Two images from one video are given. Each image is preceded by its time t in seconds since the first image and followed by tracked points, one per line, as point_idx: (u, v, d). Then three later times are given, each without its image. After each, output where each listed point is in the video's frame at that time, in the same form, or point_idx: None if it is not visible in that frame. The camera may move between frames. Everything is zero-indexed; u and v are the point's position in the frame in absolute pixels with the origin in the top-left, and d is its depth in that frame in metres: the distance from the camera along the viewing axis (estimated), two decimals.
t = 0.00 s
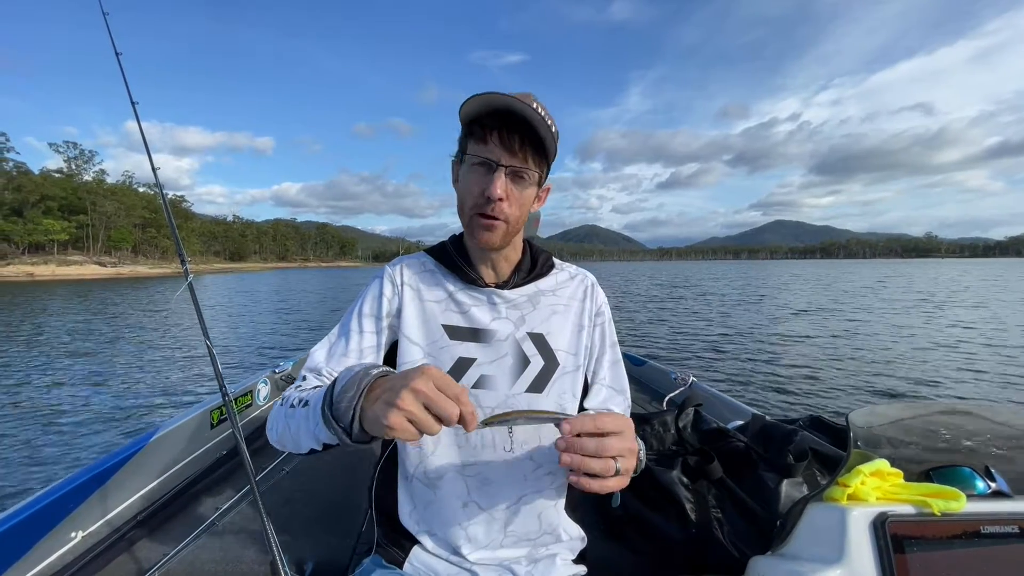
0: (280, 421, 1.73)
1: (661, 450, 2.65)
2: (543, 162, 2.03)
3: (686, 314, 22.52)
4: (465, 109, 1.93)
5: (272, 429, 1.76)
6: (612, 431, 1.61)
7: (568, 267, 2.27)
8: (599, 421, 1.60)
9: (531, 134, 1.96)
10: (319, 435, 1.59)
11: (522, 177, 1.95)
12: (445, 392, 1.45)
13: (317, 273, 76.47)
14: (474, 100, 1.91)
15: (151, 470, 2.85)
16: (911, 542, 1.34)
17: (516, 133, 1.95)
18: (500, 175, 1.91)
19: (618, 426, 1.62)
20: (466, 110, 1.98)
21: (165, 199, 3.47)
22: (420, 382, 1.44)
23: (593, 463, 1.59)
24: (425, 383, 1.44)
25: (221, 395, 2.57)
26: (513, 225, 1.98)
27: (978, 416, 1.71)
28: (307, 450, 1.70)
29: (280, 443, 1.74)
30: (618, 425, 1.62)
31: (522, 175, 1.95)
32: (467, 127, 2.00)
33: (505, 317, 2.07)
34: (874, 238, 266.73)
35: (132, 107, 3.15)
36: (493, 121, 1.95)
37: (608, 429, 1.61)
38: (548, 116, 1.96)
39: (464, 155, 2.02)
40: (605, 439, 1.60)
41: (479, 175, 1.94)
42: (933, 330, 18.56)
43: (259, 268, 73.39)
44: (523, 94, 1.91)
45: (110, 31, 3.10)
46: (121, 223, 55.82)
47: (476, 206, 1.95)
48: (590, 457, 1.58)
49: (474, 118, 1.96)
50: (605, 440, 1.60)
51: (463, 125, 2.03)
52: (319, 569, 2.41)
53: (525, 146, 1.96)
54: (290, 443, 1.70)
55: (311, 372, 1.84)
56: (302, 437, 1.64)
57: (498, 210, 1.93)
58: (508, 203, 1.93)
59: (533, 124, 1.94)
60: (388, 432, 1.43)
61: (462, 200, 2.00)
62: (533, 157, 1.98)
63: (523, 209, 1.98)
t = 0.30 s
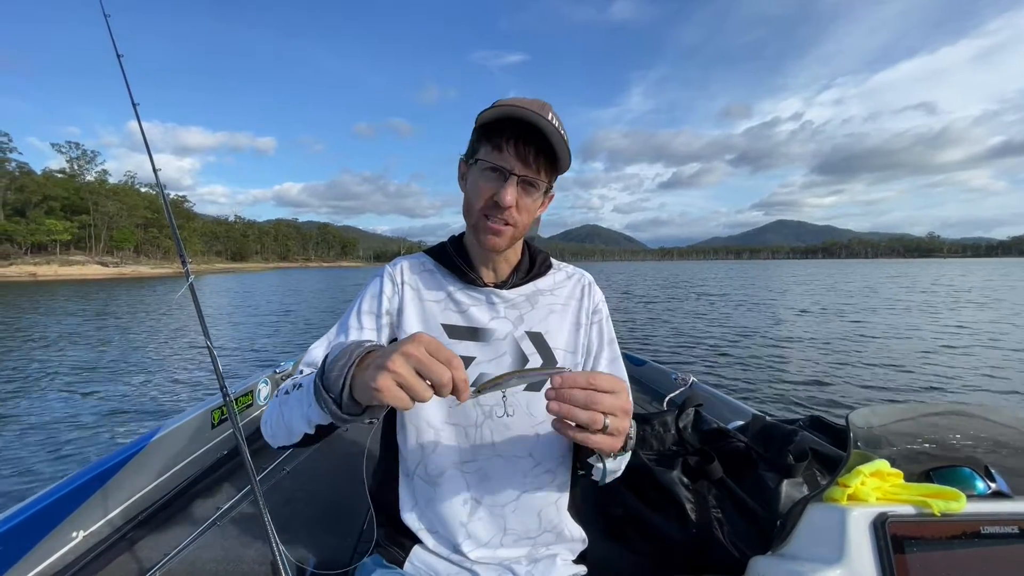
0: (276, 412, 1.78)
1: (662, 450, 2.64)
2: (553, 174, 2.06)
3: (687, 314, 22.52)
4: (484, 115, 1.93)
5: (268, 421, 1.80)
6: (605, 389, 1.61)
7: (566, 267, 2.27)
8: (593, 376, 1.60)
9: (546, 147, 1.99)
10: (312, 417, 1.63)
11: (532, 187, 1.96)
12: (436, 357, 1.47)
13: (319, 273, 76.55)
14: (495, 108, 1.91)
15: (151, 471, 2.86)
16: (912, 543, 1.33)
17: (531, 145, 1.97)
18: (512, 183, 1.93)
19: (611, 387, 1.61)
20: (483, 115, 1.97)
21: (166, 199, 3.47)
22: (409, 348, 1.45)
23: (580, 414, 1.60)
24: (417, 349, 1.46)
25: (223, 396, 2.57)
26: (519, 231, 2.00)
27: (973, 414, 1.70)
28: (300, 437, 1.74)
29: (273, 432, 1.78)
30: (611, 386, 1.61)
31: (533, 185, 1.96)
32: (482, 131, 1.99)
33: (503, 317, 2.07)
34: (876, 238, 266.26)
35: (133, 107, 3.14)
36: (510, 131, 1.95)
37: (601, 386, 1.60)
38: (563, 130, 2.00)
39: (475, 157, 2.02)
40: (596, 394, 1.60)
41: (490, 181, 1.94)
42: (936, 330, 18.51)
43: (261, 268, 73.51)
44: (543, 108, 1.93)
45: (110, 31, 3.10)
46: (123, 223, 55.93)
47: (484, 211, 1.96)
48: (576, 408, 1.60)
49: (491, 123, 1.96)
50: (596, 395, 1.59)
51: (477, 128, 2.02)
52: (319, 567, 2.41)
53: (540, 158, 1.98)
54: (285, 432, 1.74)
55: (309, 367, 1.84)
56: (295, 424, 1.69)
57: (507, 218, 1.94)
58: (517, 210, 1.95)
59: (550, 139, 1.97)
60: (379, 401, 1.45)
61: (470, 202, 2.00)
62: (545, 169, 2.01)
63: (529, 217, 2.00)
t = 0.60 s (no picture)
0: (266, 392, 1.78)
1: (661, 450, 2.64)
2: (554, 172, 2.06)
3: (688, 314, 22.52)
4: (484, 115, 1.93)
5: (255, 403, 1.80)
6: (614, 377, 1.61)
7: (569, 269, 2.28)
8: (603, 363, 1.60)
9: (547, 145, 2.00)
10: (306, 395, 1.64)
11: (535, 185, 1.97)
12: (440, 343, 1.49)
13: (320, 273, 76.63)
14: (495, 108, 1.91)
15: (151, 471, 2.87)
16: (910, 543, 1.34)
17: (532, 143, 1.97)
18: (515, 182, 1.93)
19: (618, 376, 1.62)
20: (483, 116, 1.98)
21: (168, 199, 3.47)
22: (417, 331, 1.47)
23: (579, 396, 1.61)
24: (424, 332, 1.48)
25: (225, 395, 2.56)
26: (524, 230, 2.01)
27: (969, 413, 1.72)
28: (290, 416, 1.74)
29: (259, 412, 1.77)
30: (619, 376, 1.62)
31: (536, 183, 1.97)
32: (483, 133, 2.00)
33: (506, 317, 2.08)
34: (878, 238, 265.82)
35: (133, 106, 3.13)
36: (510, 131, 1.96)
37: (609, 373, 1.60)
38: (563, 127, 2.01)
39: (477, 159, 2.02)
40: (604, 380, 1.61)
41: (493, 181, 1.95)
42: (937, 331, 18.49)
43: (262, 268, 73.61)
44: (541, 106, 1.94)
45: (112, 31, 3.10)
46: (126, 224, 56.04)
47: (489, 211, 1.96)
48: (579, 391, 1.60)
49: (491, 124, 1.96)
50: (602, 380, 1.59)
51: (478, 130, 2.02)
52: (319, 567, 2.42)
53: (541, 156, 1.99)
54: (274, 413, 1.74)
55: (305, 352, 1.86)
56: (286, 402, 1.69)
57: (512, 217, 1.95)
58: (521, 209, 1.95)
59: (551, 136, 1.98)
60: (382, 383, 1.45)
61: (474, 204, 2.01)
62: (547, 167, 2.02)
63: (533, 215, 2.01)
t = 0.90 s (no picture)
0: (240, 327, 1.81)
1: (662, 450, 2.64)
2: (564, 177, 2.07)
3: (689, 314, 22.53)
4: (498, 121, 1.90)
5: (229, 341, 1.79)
6: (620, 411, 1.61)
7: (573, 272, 2.30)
8: (613, 400, 1.60)
9: (558, 150, 2.00)
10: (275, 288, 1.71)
11: (544, 191, 1.98)
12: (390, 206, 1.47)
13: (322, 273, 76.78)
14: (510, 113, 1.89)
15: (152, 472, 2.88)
16: (910, 544, 1.33)
17: (544, 149, 1.97)
18: (525, 188, 1.94)
19: (625, 410, 1.63)
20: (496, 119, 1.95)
21: (170, 199, 3.48)
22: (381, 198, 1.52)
23: (584, 428, 1.60)
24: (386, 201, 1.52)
25: (226, 395, 2.56)
26: (531, 234, 2.03)
27: (975, 414, 1.71)
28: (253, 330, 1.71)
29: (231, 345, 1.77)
30: (626, 409, 1.63)
31: (545, 189, 1.98)
32: (494, 136, 1.97)
33: (508, 314, 2.08)
34: (880, 237, 265.29)
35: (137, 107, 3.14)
36: (523, 136, 1.95)
37: (618, 409, 1.61)
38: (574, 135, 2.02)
39: (487, 161, 2.00)
40: (612, 416, 1.61)
41: (503, 185, 1.95)
42: (938, 331, 18.49)
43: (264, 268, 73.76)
44: (555, 115, 1.94)
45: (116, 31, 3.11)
46: (128, 224, 56.18)
47: (498, 215, 1.97)
48: (585, 424, 1.60)
49: (504, 128, 1.94)
50: (611, 416, 1.59)
51: (489, 132, 2.00)
52: (321, 568, 2.42)
53: (552, 162, 1.99)
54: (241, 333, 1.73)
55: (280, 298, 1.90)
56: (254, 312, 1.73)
57: (520, 221, 1.96)
58: (530, 214, 1.96)
59: (562, 143, 1.98)
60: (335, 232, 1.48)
61: (482, 206, 2.00)
62: (557, 173, 2.02)
63: (541, 220, 2.02)
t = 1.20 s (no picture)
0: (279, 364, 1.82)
1: (663, 450, 2.63)
2: (541, 145, 2.09)
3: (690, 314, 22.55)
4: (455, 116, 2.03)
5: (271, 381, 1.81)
6: (630, 422, 1.61)
7: (582, 275, 2.30)
8: (623, 411, 1.59)
9: (523, 121, 2.06)
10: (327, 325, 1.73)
11: (523, 161, 1.99)
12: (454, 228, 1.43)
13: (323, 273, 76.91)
14: (461, 103, 2.00)
15: (156, 471, 2.89)
16: (911, 544, 1.33)
17: (507, 125, 2.03)
18: (503, 163, 1.96)
19: (635, 420, 1.62)
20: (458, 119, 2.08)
21: (172, 199, 3.48)
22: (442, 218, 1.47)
23: (594, 440, 1.59)
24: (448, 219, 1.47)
25: (229, 394, 2.57)
26: (529, 208, 2.00)
27: (977, 415, 1.72)
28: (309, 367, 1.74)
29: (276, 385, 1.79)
30: (635, 419, 1.62)
31: (523, 158, 1.99)
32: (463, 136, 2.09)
33: (519, 319, 2.08)
34: (883, 237, 264.62)
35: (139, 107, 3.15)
36: (484, 121, 2.04)
37: (628, 420, 1.60)
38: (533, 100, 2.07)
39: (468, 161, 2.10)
40: (623, 426, 1.60)
41: (484, 171, 1.99)
42: (940, 331, 18.47)
43: (266, 267, 73.92)
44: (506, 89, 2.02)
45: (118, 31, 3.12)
46: (131, 224, 56.39)
47: (490, 200, 1.98)
48: (595, 435, 1.59)
49: (466, 123, 2.06)
50: (622, 428, 1.59)
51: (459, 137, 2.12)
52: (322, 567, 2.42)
53: (521, 132, 2.03)
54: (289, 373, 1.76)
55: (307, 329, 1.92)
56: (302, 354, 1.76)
57: (511, 197, 1.95)
58: (518, 186, 1.96)
59: (522, 110, 2.03)
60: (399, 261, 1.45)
61: (478, 202, 2.05)
62: (530, 142, 2.04)
63: (534, 191, 2.00)
